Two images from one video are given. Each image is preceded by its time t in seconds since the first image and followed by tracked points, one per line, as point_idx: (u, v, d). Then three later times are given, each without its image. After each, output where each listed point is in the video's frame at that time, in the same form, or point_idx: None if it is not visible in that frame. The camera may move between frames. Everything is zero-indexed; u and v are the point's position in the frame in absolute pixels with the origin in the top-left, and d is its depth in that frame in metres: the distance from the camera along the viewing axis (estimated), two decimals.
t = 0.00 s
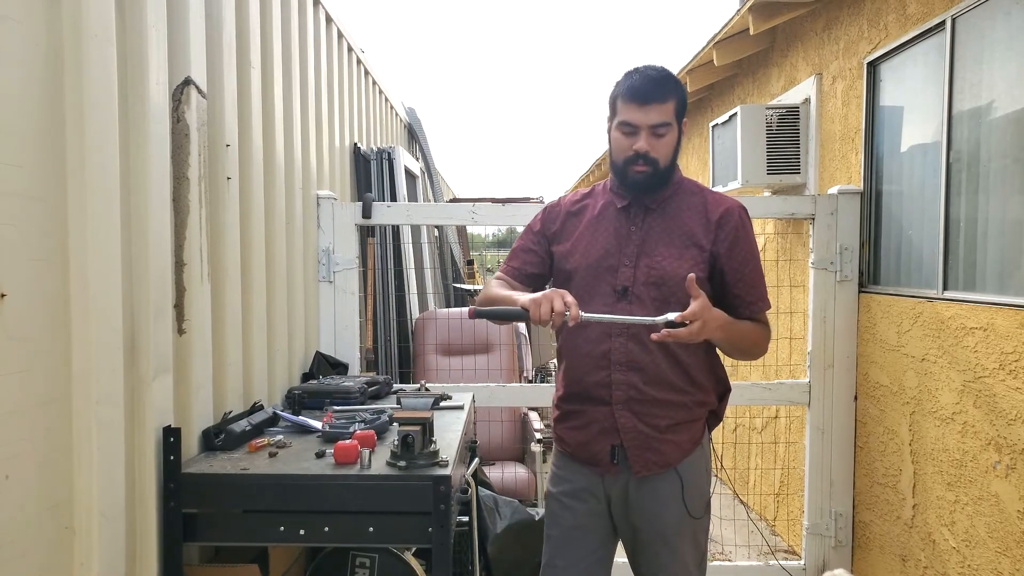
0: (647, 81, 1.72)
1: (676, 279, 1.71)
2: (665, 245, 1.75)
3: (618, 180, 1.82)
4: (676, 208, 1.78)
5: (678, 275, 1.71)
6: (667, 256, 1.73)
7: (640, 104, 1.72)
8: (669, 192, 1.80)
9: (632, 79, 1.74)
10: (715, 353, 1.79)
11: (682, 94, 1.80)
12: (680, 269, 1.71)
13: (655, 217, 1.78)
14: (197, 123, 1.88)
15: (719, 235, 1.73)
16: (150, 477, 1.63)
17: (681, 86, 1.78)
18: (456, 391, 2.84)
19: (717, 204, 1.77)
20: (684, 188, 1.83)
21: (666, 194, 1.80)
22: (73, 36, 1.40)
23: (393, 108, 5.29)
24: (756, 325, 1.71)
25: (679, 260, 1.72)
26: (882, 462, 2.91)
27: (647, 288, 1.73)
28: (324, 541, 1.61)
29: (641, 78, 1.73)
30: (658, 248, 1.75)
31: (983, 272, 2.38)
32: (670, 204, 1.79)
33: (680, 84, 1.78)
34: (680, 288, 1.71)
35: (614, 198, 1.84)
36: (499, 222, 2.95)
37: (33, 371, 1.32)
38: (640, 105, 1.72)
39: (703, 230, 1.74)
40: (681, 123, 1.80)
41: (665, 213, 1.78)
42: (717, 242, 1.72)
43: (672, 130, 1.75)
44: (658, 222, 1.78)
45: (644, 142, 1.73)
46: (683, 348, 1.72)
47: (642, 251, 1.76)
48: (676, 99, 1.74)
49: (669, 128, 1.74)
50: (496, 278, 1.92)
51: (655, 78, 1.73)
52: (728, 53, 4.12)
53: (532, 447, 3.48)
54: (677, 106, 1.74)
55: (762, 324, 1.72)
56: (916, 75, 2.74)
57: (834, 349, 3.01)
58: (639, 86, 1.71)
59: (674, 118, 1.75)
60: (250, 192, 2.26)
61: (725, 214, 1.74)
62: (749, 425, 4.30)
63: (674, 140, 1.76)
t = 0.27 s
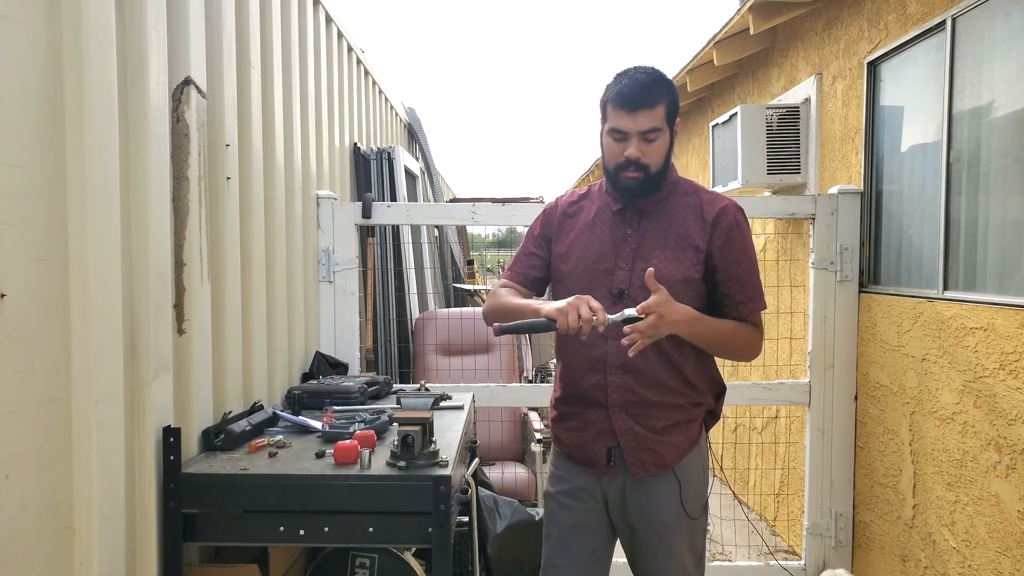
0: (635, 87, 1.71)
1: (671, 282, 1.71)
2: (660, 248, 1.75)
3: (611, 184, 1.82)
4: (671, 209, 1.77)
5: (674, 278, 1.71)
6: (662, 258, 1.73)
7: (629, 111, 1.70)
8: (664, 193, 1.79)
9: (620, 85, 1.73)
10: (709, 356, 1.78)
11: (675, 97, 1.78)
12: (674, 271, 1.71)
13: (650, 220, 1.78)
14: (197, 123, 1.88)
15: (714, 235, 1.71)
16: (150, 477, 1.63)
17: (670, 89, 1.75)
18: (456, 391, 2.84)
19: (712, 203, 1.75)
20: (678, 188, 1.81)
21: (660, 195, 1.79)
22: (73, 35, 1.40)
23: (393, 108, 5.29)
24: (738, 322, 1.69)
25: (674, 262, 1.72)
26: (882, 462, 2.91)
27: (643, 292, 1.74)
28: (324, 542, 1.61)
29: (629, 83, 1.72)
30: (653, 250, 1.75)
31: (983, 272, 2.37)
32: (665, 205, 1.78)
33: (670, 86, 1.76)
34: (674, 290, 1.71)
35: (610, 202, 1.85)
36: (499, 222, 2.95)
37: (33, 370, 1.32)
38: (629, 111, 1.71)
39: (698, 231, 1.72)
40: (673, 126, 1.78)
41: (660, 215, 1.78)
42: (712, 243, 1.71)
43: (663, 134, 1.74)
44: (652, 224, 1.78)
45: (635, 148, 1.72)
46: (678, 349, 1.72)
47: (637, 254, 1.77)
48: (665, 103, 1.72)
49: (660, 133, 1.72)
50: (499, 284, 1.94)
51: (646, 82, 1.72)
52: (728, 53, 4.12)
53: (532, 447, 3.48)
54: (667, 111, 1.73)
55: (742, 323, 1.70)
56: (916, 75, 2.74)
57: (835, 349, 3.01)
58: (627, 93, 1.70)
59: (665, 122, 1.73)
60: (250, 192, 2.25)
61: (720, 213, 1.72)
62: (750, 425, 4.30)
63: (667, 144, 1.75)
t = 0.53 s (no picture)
0: (630, 83, 1.71)
1: (671, 281, 1.70)
2: (660, 247, 1.74)
3: (609, 183, 1.82)
4: (670, 208, 1.77)
5: (674, 277, 1.70)
6: (662, 257, 1.73)
7: (623, 106, 1.70)
8: (663, 192, 1.79)
9: (614, 81, 1.73)
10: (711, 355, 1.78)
11: (671, 93, 1.78)
12: (674, 270, 1.70)
13: (649, 219, 1.78)
14: (197, 123, 1.88)
15: (713, 234, 1.71)
16: (150, 477, 1.62)
17: (665, 85, 1.75)
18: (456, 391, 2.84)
19: (711, 202, 1.74)
20: (677, 187, 1.81)
21: (659, 194, 1.79)
22: (73, 35, 1.39)
23: (393, 108, 5.29)
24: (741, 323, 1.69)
25: (674, 261, 1.71)
26: (883, 462, 2.91)
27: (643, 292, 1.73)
28: (324, 542, 1.61)
29: (623, 80, 1.73)
30: (653, 250, 1.75)
31: (984, 272, 2.37)
32: (664, 204, 1.78)
33: (666, 82, 1.76)
34: (675, 289, 1.70)
35: (609, 202, 1.84)
36: (499, 222, 2.94)
37: (33, 370, 1.32)
38: (623, 107, 1.70)
39: (697, 230, 1.72)
40: (670, 122, 1.78)
41: (659, 215, 1.77)
42: (712, 242, 1.71)
43: (659, 130, 1.73)
44: (652, 223, 1.77)
45: (630, 143, 1.71)
46: (680, 352, 1.71)
47: (637, 253, 1.76)
48: (660, 99, 1.71)
49: (655, 128, 1.72)
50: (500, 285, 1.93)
51: (638, 79, 1.72)
52: (728, 53, 4.12)
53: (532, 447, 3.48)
54: (663, 106, 1.72)
55: (744, 322, 1.69)
56: (917, 74, 2.73)
57: (835, 349, 3.00)
58: (621, 89, 1.71)
59: (661, 118, 1.73)
60: (250, 192, 2.25)
61: (720, 212, 1.72)
62: (750, 425, 4.29)
63: (663, 139, 1.74)
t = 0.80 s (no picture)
0: (621, 70, 1.75)
1: (669, 281, 1.70)
2: (658, 247, 1.74)
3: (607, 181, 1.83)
4: (668, 207, 1.77)
5: (672, 277, 1.70)
6: (660, 257, 1.73)
7: (614, 90, 1.73)
8: (660, 191, 1.79)
9: (606, 71, 1.77)
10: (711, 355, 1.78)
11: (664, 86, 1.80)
12: (672, 270, 1.70)
13: (647, 218, 1.78)
14: (197, 123, 1.88)
15: (711, 233, 1.71)
16: (150, 477, 1.62)
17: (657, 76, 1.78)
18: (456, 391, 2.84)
19: (709, 201, 1.74)
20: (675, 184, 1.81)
21: (656, 192, 1.79)
22: (73, 35, 1.39)
23: (393, 108, 5.29)
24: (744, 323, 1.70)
25: (672, 260, 1.71)
26: (883, 462, 2.90)
27: (641, 290, 1.73)
28: (324, 542, 1.61)
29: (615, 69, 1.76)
30: (651, 249, 1.75)
31: (985, 271, 2.37)
32: (662, 203, 1.78)
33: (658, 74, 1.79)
34: (673, 288, 1.70)
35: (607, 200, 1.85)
36: (499, 222, 2.94)
37: (33, 370, 1.32)
38: (615, 91, 1.73)
39: (695, 230, 1.72)
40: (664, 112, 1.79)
41: (657, 213, 1.77)
42: (710, 241, 1.71)
43: (651, 114, 1.74)
44: (650, 223, 1.77)
45: (621, 125, 1.72)
46: (681, 351, 1.71)
47: (635, 252, 1.76)
48: (652, 85, 1.74)
49: (646, 112, 1.73)
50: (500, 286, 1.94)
51: (627, 69, 1.75)
52: (728, 53, 4.12)
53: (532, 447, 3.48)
54: (654, 92, 1.74)
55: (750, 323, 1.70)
56: (917, 74, 2.73)
57: (835, 349, 3.00)
58: (613, 75, 1.74)
59: (652, 104, 1.74)
60: (250, 192, 2.25)
61: (718, 212, 1.72)
62: (750, 425, 4.29)
63: (656, 125, 1.75)
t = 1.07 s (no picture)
0: (625, 73, 1.75)
1: (668, 279, 1.71)
2: (657, 245, 1.75)
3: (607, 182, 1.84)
4: (667, 207, 1.78)
5: (671, 276, 1.71)
6: (659, 255, 1.73)
7: (618, 93, 1.74)
8: (660, 191, 1.80)
9: (610, 72, 1.77)
10: (712, 354, 1.79)
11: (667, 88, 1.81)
12: (672, 269, 1.71)
13: (647, 217, 1.79)
14: (197, 124, 1.89)
15: (710, 232, 1.72)
16: (151, 477, 1.63)
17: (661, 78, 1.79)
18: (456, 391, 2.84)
19: (708, 201, 1.75)
20: (675, 185, 1.82)
21: (656, 192, 1.80)
22: (74, 37, 1.40)
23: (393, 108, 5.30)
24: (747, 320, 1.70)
25: (672, 259, 1.72)
26: (882, 462, 2.91)
27: (641, 289, 1.74)
28: (324, 541, 1.61)
29: (619, 71, 1.77)
30: (651, 248, 1.75)
31: (982, 271, 2.38)
32: (662, 203, 1.79)
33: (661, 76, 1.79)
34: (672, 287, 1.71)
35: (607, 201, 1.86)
36: (499, 222, 2.95)
37: (34, 370, 1.32)
38: (619, 94, 1.74)
39: (694, 229, 1.73)
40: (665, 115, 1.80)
41: (656, 213, 1.78)
42: (709, 240, 1.72)
43: (653, 118, 1.75)
44: (649, 222, 1.78)
45: (624, 129, 1.73)
46: (681, 351, 1.72)
47: (635, 251, 1.77)
48: (655, 89, 1.75)
49: (649, 116, 1.74)
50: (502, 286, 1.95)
51: (630, 71, 1.75)
52: (728, 53, 4.13)
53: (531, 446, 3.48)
54: (657, 96, 1.75)
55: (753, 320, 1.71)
56: (915, 75, 2.74)
57: (834, 349, 3.01)
58: (617, 78, 1.75)
59: (655, 107, 1.75)
60: (251, 192, 2.26)
61: (717, 211, 1.72)
62: (750, 425, 4.30)
63: (658, 128, 1.76)
